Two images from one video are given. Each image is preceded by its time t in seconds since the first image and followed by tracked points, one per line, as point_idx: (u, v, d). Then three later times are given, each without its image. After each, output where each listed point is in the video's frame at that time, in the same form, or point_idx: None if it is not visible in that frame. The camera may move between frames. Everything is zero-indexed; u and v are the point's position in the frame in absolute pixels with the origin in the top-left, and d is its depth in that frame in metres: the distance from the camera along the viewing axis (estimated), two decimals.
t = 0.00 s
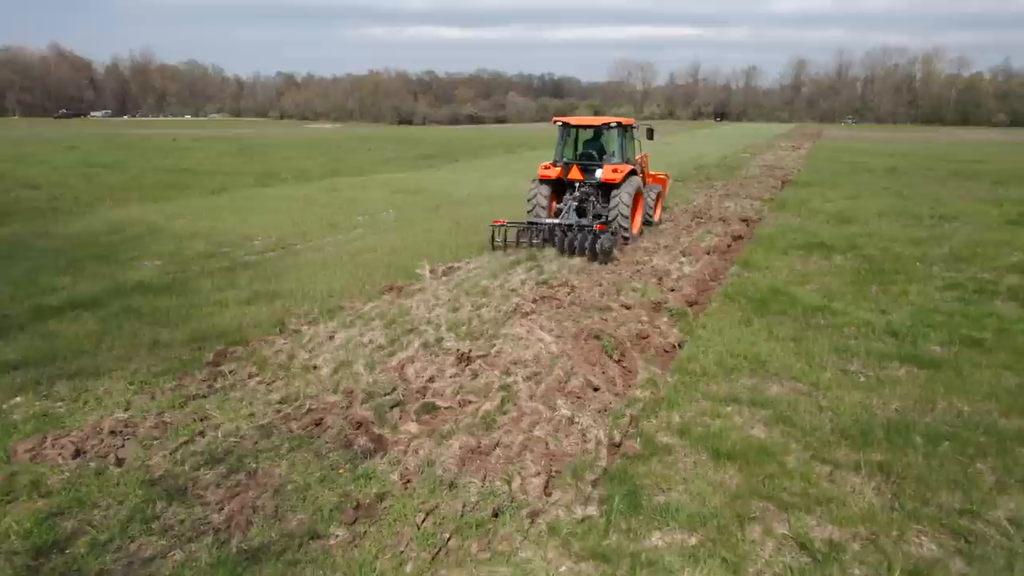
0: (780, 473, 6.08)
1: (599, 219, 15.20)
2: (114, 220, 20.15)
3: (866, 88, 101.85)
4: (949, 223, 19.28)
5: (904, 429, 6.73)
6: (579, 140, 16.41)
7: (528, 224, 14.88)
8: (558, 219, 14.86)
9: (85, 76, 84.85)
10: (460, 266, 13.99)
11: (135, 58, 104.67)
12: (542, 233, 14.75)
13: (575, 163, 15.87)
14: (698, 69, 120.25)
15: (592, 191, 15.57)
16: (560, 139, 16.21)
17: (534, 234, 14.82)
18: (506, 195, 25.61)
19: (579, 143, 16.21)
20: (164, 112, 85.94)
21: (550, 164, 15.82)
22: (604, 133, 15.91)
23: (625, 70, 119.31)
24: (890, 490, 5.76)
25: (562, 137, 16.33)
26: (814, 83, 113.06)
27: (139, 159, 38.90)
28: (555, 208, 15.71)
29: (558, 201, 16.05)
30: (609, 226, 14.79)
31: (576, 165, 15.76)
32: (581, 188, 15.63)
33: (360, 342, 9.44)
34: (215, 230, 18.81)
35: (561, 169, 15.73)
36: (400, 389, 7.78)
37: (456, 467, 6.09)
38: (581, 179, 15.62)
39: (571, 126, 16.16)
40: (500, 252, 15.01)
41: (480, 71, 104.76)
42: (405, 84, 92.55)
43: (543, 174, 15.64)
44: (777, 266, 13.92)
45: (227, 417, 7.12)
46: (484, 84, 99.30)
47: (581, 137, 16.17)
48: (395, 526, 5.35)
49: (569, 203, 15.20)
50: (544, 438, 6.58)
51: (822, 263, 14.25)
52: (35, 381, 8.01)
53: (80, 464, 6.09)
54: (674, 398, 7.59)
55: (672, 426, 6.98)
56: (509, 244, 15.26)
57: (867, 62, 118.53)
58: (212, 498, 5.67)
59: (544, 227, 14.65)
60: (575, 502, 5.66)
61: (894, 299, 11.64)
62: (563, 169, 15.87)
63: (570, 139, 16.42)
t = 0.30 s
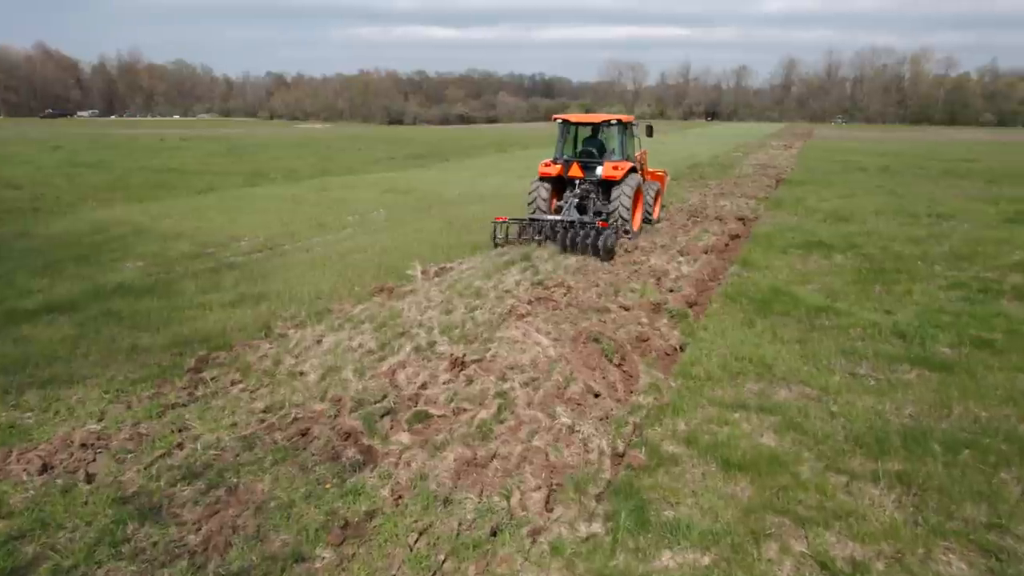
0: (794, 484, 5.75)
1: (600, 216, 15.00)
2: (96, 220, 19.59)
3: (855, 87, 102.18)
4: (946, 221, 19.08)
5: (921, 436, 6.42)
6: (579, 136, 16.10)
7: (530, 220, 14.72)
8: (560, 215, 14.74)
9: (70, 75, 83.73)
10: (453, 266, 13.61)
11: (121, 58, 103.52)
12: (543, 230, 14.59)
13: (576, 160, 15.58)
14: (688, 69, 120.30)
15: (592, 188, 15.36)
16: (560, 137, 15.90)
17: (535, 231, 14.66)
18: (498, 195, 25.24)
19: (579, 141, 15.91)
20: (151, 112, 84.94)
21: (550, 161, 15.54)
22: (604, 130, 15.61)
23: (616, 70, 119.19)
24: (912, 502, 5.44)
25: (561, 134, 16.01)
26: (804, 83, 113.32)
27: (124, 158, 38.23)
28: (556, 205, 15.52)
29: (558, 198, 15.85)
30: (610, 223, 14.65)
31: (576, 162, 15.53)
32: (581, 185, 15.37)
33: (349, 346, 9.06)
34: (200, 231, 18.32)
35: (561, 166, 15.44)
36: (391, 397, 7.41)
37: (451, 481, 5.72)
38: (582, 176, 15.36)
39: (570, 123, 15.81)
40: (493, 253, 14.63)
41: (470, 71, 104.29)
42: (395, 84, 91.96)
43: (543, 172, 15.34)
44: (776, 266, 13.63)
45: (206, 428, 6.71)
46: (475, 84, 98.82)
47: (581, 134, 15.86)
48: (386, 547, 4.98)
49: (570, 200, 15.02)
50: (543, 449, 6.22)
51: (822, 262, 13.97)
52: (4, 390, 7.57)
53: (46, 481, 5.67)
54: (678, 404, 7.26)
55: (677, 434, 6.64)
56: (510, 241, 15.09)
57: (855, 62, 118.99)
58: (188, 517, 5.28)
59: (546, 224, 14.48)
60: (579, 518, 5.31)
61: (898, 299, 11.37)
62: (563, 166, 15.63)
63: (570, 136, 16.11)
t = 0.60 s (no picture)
0: (811, 497, 5.41)
1: (601, 212, 14.81)
2: (77, 220, 19.01)
3: (846, 87, 102.47)
4: (944, 220, 18.88)
5: (940, 444, 6.09)
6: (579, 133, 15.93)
7: (531, 216, 14.60)
8: (561, 211, 14.65)
9: (56, 74, 82.59)
10: (445, 266, 13.21)
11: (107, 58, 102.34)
12: (545, 226, 14.48)
13: (576, 155, 15.37)
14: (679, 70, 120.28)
15: (593, 184, 15.14)
16: (560, 132, 15.74)
17: (536, 226, 14.53)
18: (490, 194, 24.86)
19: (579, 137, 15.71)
20: (137, 112, 83.90)
21: (550, 157, 15.31)
22: (605, 126, 15.45)
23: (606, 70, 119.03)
24: (937, 516, 5.11)
25: (562, 129, 15.82)
26: (795, 82, 113.53)
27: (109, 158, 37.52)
28: (556, 201, 15.34)
29: (558, 194, 15.63)
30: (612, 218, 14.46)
31: (577, 158, 15.29)
32: (582, 181, 15.16)
33: (337, 350, 8.65)
34: (185, 231, 17.80)
35: (562, 161, 15.21)
36: (381, 405, 7.02)
37: (445, 497, 5.35)
38: (583, 172, 15.13)
39: (571, 119, 15.66)
40: (487, 253, 14.24)
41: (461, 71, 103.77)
42: (385, 84, 91.33)
43: (543, 167, 15.16)
44: (777, 265, 13.32)
45: (183, 439, 6.29)
46: (465, 84, 98.33)
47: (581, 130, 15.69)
48: (375, 572, 4.60)
49: (571, 196, 14.84)
50: (543, 460, 5.85)
51: (822, 261, 13.68)
52: None
53: (6, 501, 5.26)
54: (683, 411, 6.91)
55: (684, 444, 6.29)
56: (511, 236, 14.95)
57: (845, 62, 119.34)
58: (160, 540, 4.87)
59: (547, 219, 14.37)
60: (583, 537, 4.95)
61: (903, 299, 11.08)
62: (564, 162, 15.43)
63: (570, 132, 15.93)
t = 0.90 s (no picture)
0: (829, 513, 5.06)
1: (601, 208, 14.58)
2: (56, 221, 18.45)
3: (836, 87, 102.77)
4: (943, 218, 18.66)
5: (962, 453, 5.76)
6: (581, 129, 15.89)
7: (533, 210, 14.62)
8: (562, 206, 14.52)
9: (42, 73, 81.42)
10: (436, 267, 12.81)
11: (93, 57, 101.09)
12: (546, 221, 14.49)
13: (577, 152, 15.29)
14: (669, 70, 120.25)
15: (593, 180, 14.93)
16: (561, 128, 15.71)
17: (537, 221, 14.55)
18: (483, 194, 24.48)
19: (580, 133, 15.66)
20: (123, 112, 82.79)
21: (551, 153, 15.19)
22: (605, 123, 15.45)
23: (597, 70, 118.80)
24: (966, 533, 4.78)
25: (563, 126, 15.79)
26: (785, 82, 113.72)
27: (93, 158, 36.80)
28: (556, 198, 15.14)
29: (558, 191, 15.44)
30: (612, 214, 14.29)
31: (577, 154, 15.14)
32: (583, 177, 14.98)
33: (323, 355, 8.24)
34: (168, 231, 17.30)
35: (562, 157, 15.09)
36: (369, 414, 6.62)
37: (438, 516, 4.97)
38: (583, 168, 14.97)
39: (572, 115, 15.64)
40: (479, 253, 13.84)
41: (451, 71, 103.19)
42: (374, 83, 90.65)
43: (544, 163, 15.05)
44: (777, 265, 13.01)
45: (157, 452, 5.88)
46: (456, 83, 97.79)
47: (582, 127, 15.67)
48: None
49: (571, 192, 14.67)
50: (543, 474, 5.48)
51: (823, 260, 13.38)
52: None
53: None
54: (690, 419, 6.56)
55: (692, 454, 5.93)
56: (510, 231, 14.94)
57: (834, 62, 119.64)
58: (127, 568, 4.48)
59: (549, 214, 14.39)
60: (588, 560, 4.59)
61: (908, 299, 10.78)
62: (564, 158, 15.29)
63: (571, 128, 15.90)
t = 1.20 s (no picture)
0: (855, 529, 4.70)
1: (601, 203, 14.66)
2: (35, 220, 17.87)
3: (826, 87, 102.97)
4: (941, 216, 18.42)
5: (988, 462, 5.43)
6: (581, 124, 15.82)
7: (533, 205, 14.48)
8: (562, 201, 14.53)
9: (27, 72, 80.15)
10: (427, 267, 12.39)
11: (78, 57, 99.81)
12: (546, 216, 14.35)
13: (577, 146, 15.31)
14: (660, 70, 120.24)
15: (593, 175, 14.98)
16: (561, 124, 15.67)
17: (537, 216, 14.40)
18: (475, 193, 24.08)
19: (580, 128, 15.57)
20: (109, 112, 81.68)
21: (551, 147, 15.21)
22: (605, 118, 15.35)
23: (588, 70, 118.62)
24: (1001, 552, 4.44)
25: (563, 121, 15.72)
26: (776, 81, 113.85)
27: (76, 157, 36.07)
28: (556, 192, 15.18)
29: (558, 185, 15.48)
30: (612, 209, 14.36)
31: (577, 149, 15.16)
32: (582, 172, 15.03)
33: (308, 361, 7.82)
34: (151, 231, 16.77)
35: (562, 152, 15.12)
36: (357, 423, 6.22)
37: (432, 538, 4.58)
38: (583, 163, 15.00)
39: (572, 111, 15.57)
40: (472, 253, 13.43)
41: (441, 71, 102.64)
42: (364, 83, 89.98)
43: (544, 157, 15.06)
44: (777, 263, 12.69)
45: (126, 467, 5.44)
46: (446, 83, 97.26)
47: (582, 122, 15.57)
48: None
49: (571, 187, 14.72)
50: (544, 488, 5.10)
51: (824, 259, 13.09)
52: None
53: None
54: (698, 427, 6.19)
55: (702, 466, 5.57)
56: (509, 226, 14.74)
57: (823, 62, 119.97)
58: None
59: (549, 209, 14.27)
60: None
61: (914, 298, 10.48)
62: (565, 153, 15.31)
63: (572, 123, 15.87)
